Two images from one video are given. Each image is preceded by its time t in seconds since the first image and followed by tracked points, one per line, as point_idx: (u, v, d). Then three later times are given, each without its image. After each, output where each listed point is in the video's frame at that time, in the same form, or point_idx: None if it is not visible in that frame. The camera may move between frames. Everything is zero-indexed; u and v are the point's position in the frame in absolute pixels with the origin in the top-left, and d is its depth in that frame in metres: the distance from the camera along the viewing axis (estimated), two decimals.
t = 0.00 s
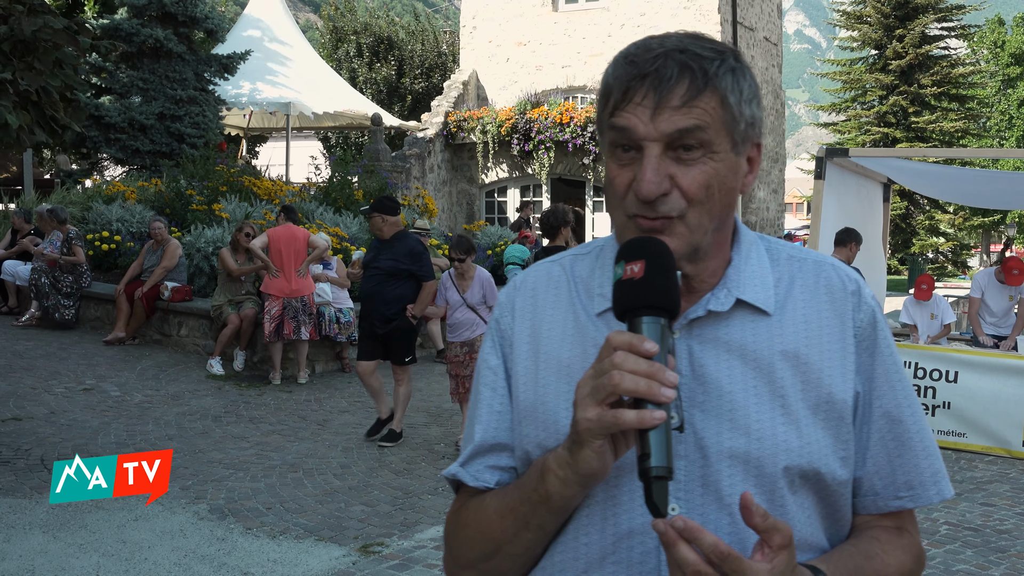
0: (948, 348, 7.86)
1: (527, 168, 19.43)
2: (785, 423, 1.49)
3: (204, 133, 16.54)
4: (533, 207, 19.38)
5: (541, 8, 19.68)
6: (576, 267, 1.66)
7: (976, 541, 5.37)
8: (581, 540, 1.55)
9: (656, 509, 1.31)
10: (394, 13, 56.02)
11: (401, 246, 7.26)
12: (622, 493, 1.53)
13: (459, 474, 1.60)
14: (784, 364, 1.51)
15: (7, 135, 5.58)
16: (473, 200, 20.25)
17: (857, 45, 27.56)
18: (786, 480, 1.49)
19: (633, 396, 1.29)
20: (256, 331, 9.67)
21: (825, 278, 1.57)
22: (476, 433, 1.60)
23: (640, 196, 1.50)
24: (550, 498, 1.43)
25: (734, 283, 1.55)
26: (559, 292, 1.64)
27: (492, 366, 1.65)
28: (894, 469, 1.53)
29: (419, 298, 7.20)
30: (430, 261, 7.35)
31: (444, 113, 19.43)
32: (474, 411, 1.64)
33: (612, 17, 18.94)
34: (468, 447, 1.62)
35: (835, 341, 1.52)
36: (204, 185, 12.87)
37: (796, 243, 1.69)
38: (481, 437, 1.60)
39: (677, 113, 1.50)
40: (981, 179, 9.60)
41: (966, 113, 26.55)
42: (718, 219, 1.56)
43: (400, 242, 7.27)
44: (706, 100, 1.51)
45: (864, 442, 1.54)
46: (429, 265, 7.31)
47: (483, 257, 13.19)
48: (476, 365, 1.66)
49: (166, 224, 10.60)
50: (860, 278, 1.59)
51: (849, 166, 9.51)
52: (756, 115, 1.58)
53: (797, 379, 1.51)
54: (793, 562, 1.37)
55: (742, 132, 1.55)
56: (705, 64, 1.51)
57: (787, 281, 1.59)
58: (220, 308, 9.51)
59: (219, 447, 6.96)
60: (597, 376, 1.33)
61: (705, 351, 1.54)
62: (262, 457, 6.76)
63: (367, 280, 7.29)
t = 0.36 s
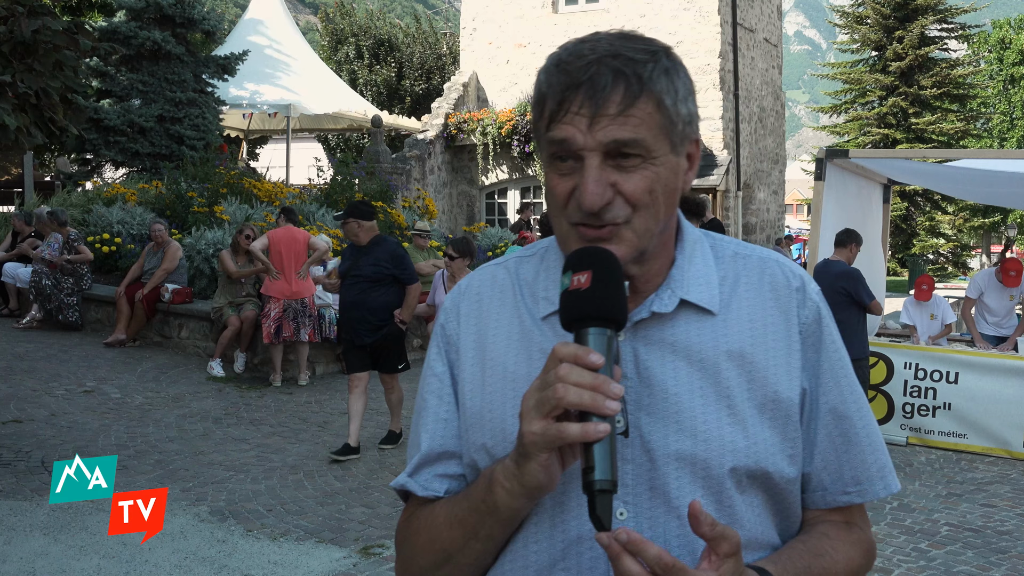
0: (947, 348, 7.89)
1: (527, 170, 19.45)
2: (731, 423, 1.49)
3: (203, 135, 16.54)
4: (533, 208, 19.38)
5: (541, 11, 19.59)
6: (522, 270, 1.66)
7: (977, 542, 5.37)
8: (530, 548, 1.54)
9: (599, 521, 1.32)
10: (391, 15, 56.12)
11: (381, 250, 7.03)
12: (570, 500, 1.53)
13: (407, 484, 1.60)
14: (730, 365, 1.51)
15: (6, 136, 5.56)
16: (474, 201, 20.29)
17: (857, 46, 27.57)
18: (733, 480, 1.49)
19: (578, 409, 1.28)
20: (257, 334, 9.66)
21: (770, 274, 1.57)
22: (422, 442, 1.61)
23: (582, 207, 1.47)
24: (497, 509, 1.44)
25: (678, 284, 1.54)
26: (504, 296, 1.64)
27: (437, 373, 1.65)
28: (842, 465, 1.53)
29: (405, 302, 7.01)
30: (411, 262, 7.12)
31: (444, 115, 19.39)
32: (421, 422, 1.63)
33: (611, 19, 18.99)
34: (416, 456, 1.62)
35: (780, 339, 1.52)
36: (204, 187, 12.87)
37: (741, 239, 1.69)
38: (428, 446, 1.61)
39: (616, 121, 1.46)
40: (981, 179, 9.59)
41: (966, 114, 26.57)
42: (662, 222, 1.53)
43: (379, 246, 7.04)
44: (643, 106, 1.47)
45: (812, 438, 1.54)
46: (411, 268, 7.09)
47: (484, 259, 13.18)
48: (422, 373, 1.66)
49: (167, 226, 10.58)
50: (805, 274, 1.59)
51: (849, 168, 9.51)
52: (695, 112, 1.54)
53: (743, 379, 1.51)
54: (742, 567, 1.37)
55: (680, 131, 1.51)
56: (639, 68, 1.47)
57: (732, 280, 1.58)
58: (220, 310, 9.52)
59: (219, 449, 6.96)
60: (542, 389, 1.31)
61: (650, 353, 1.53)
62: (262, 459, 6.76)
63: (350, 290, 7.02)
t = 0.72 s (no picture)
0: (950, 349, 7.88)
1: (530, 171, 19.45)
2: (715, 426, 1.50)
3: (206, 136, 16.55)
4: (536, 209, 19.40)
5: (542, 12, 19.57)
6: (499, 280, 1.67)
7: (980, 544, 5.36)
8: (521, 562, 1.55)
9: (581, 537, 1.32)
10: (392, 16, 56.11)
11: (354, 246, 6.85)
12: (558, 512, 1.54)
13: (397, 501, 1.61)
14: (712, 366, 1.52)
15: (13, 135, 5.50)
16: (476, 203, 20.31)
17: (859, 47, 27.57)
18: (721, 483, 1.49)
19: (551, 426, 1.28)
20: (259, 334, 9.68)
21: (750, 269, 1.57)
22: (409, 461, 1.62)
23: (539, 227, 1.47)
24: (484, 526, 1.44)
25: (655, 287, 1.55)
26: (483, 306, 1.65)
27: (421, 390, 1.66)
28: (834, 459, 1.52)
29: (381, 300, 6.80)
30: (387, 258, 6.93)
31: (446, 116, 19.39)
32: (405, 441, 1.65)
33: (614, 20, 19.00)
34: (404, 475, 1.63)
35: (761, 337, 1.53)
36: (207, 189, 12.88)
37: (721, 234, 1.69)
38: (414, 464, 1.62)
39: (563, 138, 1.47)
40: (984, 180, 9.55)
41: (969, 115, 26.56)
42: (627, 230, 1.54)
43: (354, 242, 6.86)
44: (590, 118, 1.48)
45: (802, 435, 1.54)
46: (386, 263, 6.89)
47: (486, 260, 13.15)
48: (405, 391, 1.67)
49: (168, 227, 10.62)
50: (786, 265, 1.58)
51: (852, 169, 9.51)
52: (650, 114, 1.53)
53: (727, 381, 1.51)
54: None
55: (637, 136, 1.51)
56: (582, 81, 1.48)
57: (711, 279, 1.59)
58: (223, 312, 9.51)
59: (222, 451, 6.96)
60: (514, 408, 1.31)
61: (631, 359, 1.54)
62: (266, 460, 6.77)
63: (325, 289, 6.82)
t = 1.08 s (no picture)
0: (953, 351, 7.85)
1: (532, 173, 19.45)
2: (739, 426, 1.50)
3: (210, 138, 16.56)
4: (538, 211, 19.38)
5: (546, 14, 19.62)
6: (523, 280, 1.68)
7: (983, 546, 5.36)
8: (541, 559, 1.55)
9: (609, 528, 1.32)
10: (394, 18, 56.17)
11: (333, 256, 6.41)
12: (580, 509, 1.54)
13: (416, 498, 1.61)
14: (736, 367, 1.52)
15: (14, 139, 5.57)
16: (478, 204, 20.31)
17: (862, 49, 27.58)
18: (745, 483, 1.49)
19: (579, 416, 1.28)
20: (262, 336, 9.68)
21: (774, 272, 1.58)
22: (429, 457, 1.63)
23: (576, 217, 1.49)
24: (506, 521, 1.44)
25: (681, 287, 1.56)
26: (507, 305, 1.66)
27: (442, 386, 1.67)
28: (856, 463, 1.52)
29: (358, 312, 6.38)
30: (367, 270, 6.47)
31: (449, 117, 19.44)
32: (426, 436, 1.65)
33: (616, 22, 18.99)
34: (423, 471, 1.63)
35: (785, 340, 1.53)
36: (210, 190, 12.89)
37: (744, 240, 1.70)
38: (435, 460, 1.62)
39: (605, 131, 1.48)
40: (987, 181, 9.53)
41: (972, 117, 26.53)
42: (658, 228, 1.55)
43: (333, 250, 6.43)
44: (633, 114, 1.49)
45: (824, 438, 1.55)
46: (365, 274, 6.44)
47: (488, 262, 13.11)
48: (426, 387, 1.68)
49: (171, 228, 10.61)
50: (808, 271, 1.60)
51: (854, 171, 9.50)
52: (687, 116, 1.55)
53: (750, 382, 1.52)
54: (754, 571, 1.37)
55: (675, 135, 1.53)
56: (628, 74, 1.49)
57: (735, 281, 1.60)
58: (225, 313, 9.53)
59: (224, 452, 6.96)
60: (541, 397, 1.32)
61: (655, 358, 1.55)
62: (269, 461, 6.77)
63: (299, 298, 6.43)
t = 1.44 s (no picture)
0: (955, 354, 7.84)
1: (534, 175, 19.41)
2: (769, 431, 1.50)
3: (212, 140, 16.54)
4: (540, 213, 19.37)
5: (547, 16, 19.66)
6: (544, 284, 1.68)
7: (985, 548, 5.35)
8: (568, 568, 1.56)
9: (642, 536, 1.30)
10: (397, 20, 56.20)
11: (314, 255, 6.33)
12: (607, 516, 1.55)
13: (438, 507, 1.62)
14: (765, 371, 1.52)
15: (17, 141, 5.57)
16: (480, 207, 20.31)
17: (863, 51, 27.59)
18: (775, 490, 1.50)
19: (611, 421, 1.29)
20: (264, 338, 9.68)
21: (800, 276, 1.59)
22: (452, 464, 1.63)
23: (605, 214, 1.49)
24: (533, 530, 1.45)
25: (707, 290, 1.56)
26: (528, 310, 1.66)
27: (462, 393, 1.68)
28: (885, 469, 1.53)
29: (336, 314, 6.30)
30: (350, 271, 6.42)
31: (450, 120, 19.51)
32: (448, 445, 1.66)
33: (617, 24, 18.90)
34: (445, 480, 1.64)
35: (814, 344, 1.53)
36: (212, 193, 12.90)
37: (767, 242, 1.70)
38: (457, 469, 1.63)
39: (635, 127, 1.49)
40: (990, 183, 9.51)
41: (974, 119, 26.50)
42: (687, 227, 1.56)
43: (315, 249, 6.35)
44: (663, 109, 1.50)
45: (853, 443, 1.55)
46: (348, 276, 6.38)
47: (490, 264, 13.09)
48: (446, 394, 1.68)
49: (173, 230, 10.61)
50: (834, 272, 1.60)
51: (855, 174, 9.49)
52: (714, 113, 1.57)
53: (779, 386, 1.52)
54: None
55: (703, 133, 1.54)
56: (657, 70, 1.50)
57: (761, 284, 1.60)
58: (227, 316, 9.55)
59: (227, 454, 6.97)
60: (572, 403, 1.32)
61: (682, 363, 1.55)
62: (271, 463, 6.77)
63: (277, 296, 6.33)
